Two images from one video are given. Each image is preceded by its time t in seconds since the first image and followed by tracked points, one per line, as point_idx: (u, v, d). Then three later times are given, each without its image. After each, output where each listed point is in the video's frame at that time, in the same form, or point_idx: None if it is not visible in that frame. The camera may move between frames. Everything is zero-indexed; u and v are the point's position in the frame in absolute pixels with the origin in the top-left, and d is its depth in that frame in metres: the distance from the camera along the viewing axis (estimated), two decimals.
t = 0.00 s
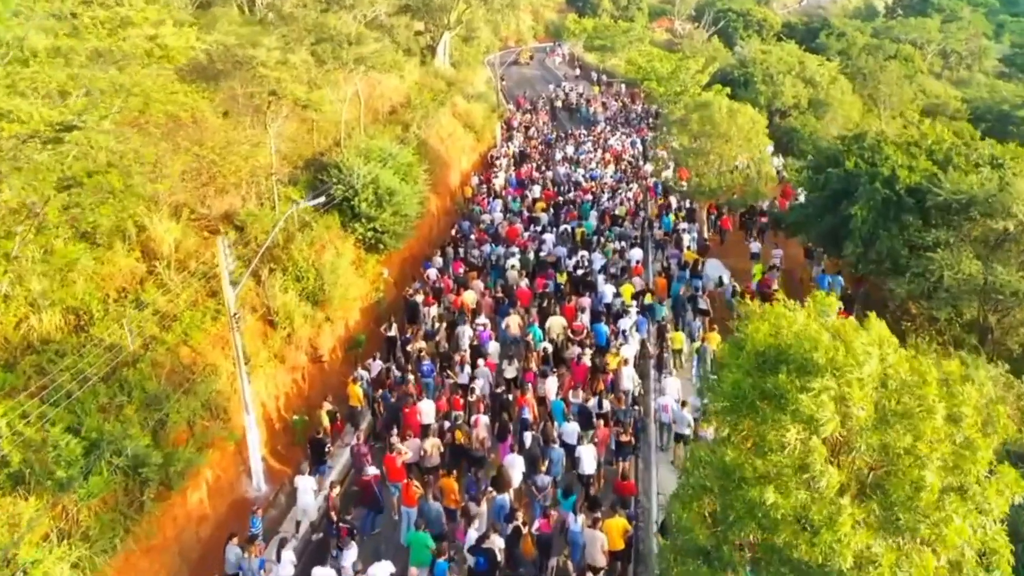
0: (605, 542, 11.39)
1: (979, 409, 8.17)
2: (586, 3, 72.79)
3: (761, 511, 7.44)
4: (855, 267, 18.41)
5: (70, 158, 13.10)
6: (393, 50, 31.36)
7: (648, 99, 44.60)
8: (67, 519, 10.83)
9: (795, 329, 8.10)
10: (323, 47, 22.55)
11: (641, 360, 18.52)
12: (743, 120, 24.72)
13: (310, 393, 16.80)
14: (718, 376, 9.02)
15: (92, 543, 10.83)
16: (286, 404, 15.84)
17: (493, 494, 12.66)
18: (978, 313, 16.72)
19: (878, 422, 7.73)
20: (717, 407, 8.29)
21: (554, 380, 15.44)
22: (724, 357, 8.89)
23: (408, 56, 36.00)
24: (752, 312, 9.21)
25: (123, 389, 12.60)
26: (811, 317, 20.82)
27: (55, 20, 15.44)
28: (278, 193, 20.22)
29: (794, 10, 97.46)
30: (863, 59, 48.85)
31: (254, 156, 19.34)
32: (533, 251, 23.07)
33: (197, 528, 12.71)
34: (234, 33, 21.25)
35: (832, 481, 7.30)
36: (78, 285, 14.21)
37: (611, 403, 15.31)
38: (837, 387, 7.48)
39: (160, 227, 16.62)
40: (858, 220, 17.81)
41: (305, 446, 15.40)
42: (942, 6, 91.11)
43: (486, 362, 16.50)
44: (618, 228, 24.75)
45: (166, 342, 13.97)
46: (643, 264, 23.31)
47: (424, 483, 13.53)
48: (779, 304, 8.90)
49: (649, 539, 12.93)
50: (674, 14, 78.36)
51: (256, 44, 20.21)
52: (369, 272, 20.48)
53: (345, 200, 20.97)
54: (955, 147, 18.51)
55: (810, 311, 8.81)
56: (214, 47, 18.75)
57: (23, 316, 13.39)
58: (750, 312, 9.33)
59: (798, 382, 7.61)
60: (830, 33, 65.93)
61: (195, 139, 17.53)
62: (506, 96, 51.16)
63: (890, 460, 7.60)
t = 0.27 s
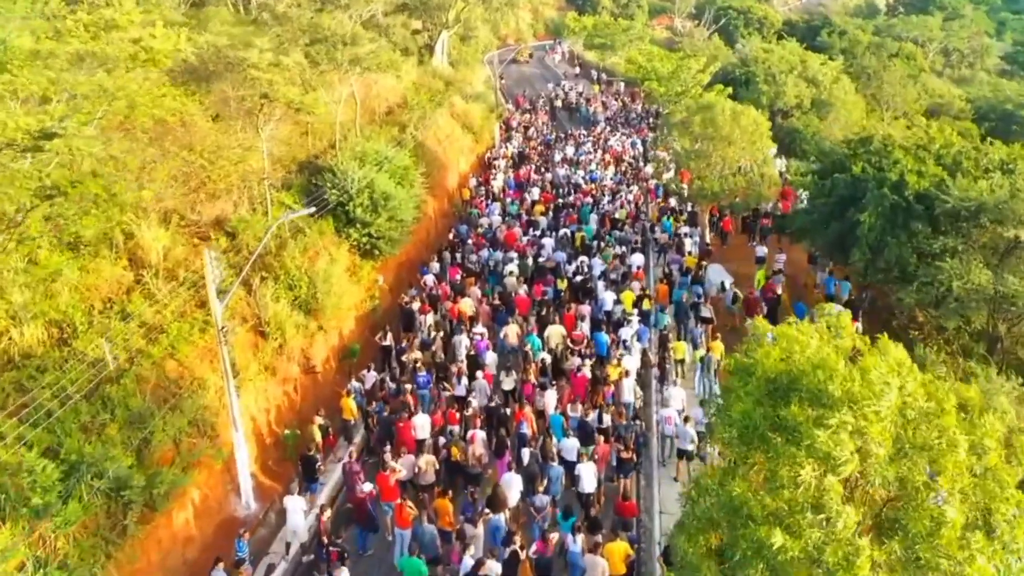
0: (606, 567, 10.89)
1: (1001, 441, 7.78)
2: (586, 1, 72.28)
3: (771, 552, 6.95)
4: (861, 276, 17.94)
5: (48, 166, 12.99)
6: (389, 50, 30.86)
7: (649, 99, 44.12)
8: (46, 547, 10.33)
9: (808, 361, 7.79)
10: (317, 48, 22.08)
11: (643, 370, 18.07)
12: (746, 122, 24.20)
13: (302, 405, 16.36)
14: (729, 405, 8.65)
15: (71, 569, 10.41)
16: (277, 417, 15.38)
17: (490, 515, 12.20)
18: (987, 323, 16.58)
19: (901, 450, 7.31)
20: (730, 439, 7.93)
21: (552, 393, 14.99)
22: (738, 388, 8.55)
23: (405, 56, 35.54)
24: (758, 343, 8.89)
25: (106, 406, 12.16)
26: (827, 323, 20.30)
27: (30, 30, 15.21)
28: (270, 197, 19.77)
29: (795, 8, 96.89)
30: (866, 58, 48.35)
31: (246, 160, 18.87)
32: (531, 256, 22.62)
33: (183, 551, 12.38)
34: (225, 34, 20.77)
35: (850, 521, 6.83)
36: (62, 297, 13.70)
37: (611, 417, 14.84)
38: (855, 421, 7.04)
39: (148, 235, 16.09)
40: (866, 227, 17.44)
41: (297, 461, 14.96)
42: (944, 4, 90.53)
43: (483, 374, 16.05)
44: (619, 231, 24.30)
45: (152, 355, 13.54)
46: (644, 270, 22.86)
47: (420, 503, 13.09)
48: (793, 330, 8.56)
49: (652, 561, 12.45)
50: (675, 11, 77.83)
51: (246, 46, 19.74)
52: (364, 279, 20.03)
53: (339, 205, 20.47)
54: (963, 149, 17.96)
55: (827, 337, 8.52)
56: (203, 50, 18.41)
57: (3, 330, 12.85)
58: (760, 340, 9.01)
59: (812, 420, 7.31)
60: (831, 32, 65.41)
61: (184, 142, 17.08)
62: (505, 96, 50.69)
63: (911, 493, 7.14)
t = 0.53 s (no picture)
0: None
1: None
2: None
3: None
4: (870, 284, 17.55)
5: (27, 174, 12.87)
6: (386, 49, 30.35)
7: (649, 98, 43.69)
8: None
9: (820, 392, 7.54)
10: (311, 49, 21.61)
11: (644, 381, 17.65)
12: (749, 125, 23.72)
13: (295, 418, 15.94)
14: (738, 435, 8.36)
15: None
16: (268, 431, 14.97)
17: (486, 538, 11.81)
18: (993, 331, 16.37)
19: (922, 489, 7.03)
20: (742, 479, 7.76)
21: (552, 407, 14.57)
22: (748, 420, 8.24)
23: (402, 55, 35.07)
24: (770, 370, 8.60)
25: (88, 425, 11.75)
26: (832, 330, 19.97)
27: (14, 33, 14.77)
28: (263, 202, 19.33)
29: (796, 5, 96.39)
30: (868, 57, 47.91)
31: (238, 164, 18.42)
32: (530, 262, 22.19)
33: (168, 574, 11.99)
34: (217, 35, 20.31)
35: (869, 565, 6.65)
36: (45, 309, 13.26)
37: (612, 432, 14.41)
38: (872, 460, 6.82)
39: (137, 244, 15.64)
40: (873, 235, 17.02)
41: (288, 477, 14.54)
42: (946, 2, 90.01)
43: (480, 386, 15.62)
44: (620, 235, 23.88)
45: (137, 370, 13.13)
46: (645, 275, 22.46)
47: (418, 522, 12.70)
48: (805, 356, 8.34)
49: None
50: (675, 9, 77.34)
51: (238, 47, 19.26)
52: (359, 286, 19.60)
53: (334, 210, 19.97)
54: (974, 153, 17.44)
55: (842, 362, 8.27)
56: (193, 52, 17.96)
57: None
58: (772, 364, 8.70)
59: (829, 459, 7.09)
60: (832, 30, 64.90)
61: (172, 148, 16.62)
62: (505, 94, 50.24)
63: (931, 532, 6.90)
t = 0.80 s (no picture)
0: None
1: None
2: None
3: None
4: (877, 293, 17.08)
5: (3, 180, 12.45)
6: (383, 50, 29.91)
7: (650, 98, 43.31)
8: None
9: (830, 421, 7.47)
10: (305, 51, 21.20)
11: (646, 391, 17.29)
12: (752, 127, 23.31)
13: (287, 431, 15.56)
14: (745, 461, 8.19)
15: None
16: (259, 446, 14.59)
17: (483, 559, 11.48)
18: (1005, 342, 16.12)
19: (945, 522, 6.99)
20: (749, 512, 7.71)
21: (550, 421, 14.20)
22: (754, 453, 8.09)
23: (400, 56, 34.64)
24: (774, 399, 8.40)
25: (71, 444, 11.37)
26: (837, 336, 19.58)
27: None
28: (256, 208, 18.95)
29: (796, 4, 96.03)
30: (870, 57, 47.54)
31: (231, 169, 17.97)
32: (529, 267, 21.81)
33: None
34: (208, 38, 19.91)
35: None
36: (30, 320, 12.90)
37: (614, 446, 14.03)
38: (890, 499, 6.80)
39: (125, 251, 15.30)
40: (882, 242, 16.42)
41: (280, 493, 14.16)
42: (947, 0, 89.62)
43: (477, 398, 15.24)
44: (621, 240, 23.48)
45: (123, 385, 12.77)
46: (646, 281, 22.08)
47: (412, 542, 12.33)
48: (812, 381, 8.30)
49: None
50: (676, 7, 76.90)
51: (230, 49, 18.85)
52: (353, 293, 19.21)
53: (328, 214, 19.59)
54: (983, 157, 16.93)
55: (851, 388, 8.23)
56: (184, 55, 17.57)
57: None
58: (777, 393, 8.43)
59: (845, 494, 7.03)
60: (833, 29, 64.47)
61: (161, 154, 16.25)
62: (503, 94, 49.84)
63: (952, 568, 6.84)
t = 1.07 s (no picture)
0: None
1: None
2: None
3: None
4: (883, 303, 16.68)
5: None
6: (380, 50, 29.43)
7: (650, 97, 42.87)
8: None
9: (850, 463, 8.14)
10: (299, 53, 20.77)
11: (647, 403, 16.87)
12: (755, 130, 22.88)
13: (279, 446, 15.15)
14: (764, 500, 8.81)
15: None
16: (248, 463, 14.17)
17: None
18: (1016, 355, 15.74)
19: (964, 572, 7.54)
20: (766, 559, 8.33)
21: (548, 437, 13.79)
22: (771, 492, 8.73)
23: (397, 56, 34.21)
24: (792, 436, 9.22)
25: (50, 466, 11.03)
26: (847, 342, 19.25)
27: None
28: (248, 214, 18.51)
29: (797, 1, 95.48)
30: (873, 55, 47.09)
31: (220, 175, 17.57)
32: (528, 273, 21.39)
33: None
34: (200, 40, 19.49)
35: None
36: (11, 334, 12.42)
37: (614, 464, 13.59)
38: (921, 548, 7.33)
39: (112, 261, 14.88)
40: (890, 250, 16.10)
41: (270, 511, 13.76)
42: None
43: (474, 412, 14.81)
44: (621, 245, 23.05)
45: (106, 402, 12.43)
46: (647, 287, 21.67)
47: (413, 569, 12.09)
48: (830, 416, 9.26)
49: None
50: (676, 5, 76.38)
51: (222, 52, 18.41)
52: (347, 301, 18.79)
53: (322, 221, 19.16)
54: (995, 162, 16.51)
55: (868, 428, 9.05)
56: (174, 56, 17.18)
57: None
58: (794, 428, 9.32)
59: (865, 544, 7.54)
60: (834, 27, 64.00)
61: (151, 161, 15.82)
62: (502, 93, 49.38)
63: None
